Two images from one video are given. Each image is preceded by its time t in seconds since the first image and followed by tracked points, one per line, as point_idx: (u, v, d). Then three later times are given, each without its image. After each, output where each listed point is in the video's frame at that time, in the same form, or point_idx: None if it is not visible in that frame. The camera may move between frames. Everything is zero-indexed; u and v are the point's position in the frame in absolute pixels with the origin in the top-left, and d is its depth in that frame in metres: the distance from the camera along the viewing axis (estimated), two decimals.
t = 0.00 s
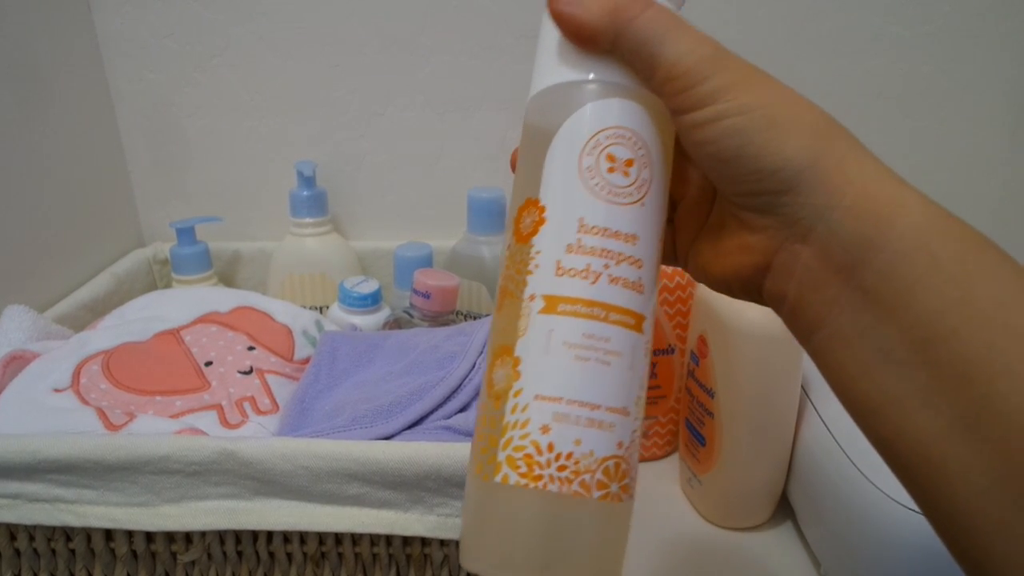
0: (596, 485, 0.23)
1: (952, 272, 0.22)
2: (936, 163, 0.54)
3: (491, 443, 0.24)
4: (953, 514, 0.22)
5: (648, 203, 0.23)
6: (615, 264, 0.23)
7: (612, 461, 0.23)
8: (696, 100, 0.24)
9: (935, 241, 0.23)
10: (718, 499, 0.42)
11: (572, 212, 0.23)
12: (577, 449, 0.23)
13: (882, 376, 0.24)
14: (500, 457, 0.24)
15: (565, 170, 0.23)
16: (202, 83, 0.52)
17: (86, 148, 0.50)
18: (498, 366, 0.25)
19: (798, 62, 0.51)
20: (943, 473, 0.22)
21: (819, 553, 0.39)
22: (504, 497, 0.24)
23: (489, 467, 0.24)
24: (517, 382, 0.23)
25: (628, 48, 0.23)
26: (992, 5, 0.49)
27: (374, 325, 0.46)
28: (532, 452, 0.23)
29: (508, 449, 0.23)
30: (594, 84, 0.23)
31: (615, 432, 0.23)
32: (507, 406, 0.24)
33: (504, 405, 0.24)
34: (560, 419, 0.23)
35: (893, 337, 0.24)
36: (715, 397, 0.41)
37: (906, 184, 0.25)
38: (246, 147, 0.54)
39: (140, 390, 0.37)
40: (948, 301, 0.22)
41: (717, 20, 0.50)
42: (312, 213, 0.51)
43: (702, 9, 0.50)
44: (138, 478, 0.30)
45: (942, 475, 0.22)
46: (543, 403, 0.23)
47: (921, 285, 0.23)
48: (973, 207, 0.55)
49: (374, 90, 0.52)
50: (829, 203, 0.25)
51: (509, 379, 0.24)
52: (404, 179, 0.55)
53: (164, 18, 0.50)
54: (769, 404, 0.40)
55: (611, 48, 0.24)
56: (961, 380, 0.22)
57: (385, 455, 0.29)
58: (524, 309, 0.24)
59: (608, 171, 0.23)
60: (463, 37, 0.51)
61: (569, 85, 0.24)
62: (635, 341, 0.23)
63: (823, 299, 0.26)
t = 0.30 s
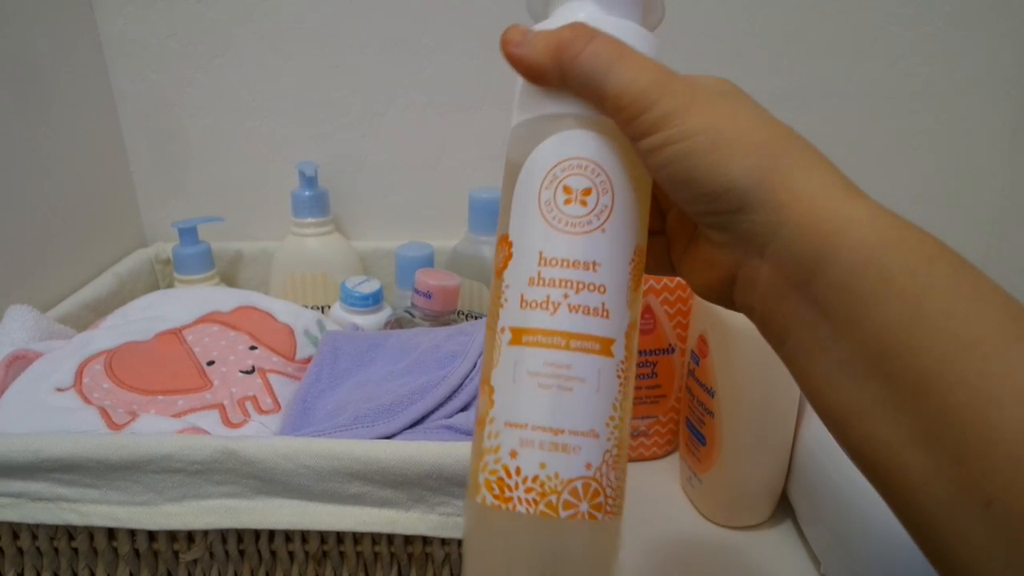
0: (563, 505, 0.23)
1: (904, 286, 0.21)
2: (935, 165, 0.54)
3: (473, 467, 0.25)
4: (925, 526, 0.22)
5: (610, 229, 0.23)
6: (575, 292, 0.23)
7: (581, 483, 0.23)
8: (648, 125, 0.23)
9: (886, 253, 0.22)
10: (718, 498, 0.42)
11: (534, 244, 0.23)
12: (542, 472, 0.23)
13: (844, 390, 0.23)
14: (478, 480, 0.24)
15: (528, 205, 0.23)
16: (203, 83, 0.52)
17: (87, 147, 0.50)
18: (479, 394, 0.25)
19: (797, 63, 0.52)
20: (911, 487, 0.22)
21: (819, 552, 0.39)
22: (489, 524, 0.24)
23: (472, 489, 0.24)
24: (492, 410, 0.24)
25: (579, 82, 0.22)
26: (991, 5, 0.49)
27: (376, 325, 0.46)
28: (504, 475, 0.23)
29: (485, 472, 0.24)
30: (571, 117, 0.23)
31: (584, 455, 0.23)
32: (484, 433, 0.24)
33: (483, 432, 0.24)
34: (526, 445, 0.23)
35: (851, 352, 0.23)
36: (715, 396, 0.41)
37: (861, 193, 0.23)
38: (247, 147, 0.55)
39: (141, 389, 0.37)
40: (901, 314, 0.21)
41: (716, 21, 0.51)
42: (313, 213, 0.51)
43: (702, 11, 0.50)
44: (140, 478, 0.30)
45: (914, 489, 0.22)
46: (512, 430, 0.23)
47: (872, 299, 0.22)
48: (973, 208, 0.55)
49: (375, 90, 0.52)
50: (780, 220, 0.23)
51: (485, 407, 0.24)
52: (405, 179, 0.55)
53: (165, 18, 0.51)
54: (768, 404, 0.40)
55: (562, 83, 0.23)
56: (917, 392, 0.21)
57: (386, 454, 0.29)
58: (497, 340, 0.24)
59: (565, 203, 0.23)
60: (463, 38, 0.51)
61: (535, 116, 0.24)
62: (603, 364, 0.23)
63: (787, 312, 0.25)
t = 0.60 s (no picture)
0: (578, 521, 0.23)
1: (908, 302, 0.22)
2: (935, 165, 0.54)
3: (491, 480, 0.25)
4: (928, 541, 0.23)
5: (620, 244, 0.23)
6: (587, 308, 0.23)
7: (596, 497, 0.23)
8: (655, 136, 0.23)
9: (891, 270, 0.22)
10: (718, 498, 0.42)
11: (543, 261, 0.23)
12: (558, 488, 0.23)
13: (850, 408, 0.23)
14: (496, 494, 0.24)
15: (537, 222, 0.23)
16: (203, 84, 0.53)
17: (88, 147, 0.50)
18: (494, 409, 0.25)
19: (797, 63, 0.52)
20: (918, 502, 0.22)
21: (818, 551, 0.39)
22: (507, 535, 0.24)
23: (490, 502, 0.25)
24: (506, 426, 0.24)
25: (584, 93, 0.22)
26: (991, 5, 0.49)
27: (376, 325, 0.46)
28: (520, 491, 0.24)
29: (502, 487, 0.24)
30: (584, 133, 0.23)
31: (597, 471, 0.23)
32: (500, 449, 0.24)
33: (498, 447, 0.24)
34: (541, 461, 0.23)
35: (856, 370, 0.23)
36: (714, 396, 0.41)
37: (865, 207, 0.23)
38: (247, 147, 0.55)
39: (142, 389, 0.37)
40: (906, 333, 0.22)
41: (716, 21, 0.51)
42: (313, 213, 0.51)
43: (701, 11, 0.50)
44: (140, 477, 0.30)
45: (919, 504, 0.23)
46: (527, 446, 0.23)
47: (878, 317, 0.22)
48: (973, 208, 0.55)
49: (375, 91, 0.53)
50: (786, 236, 0.23)
51: (500, 423, 0.24)
52: (405, 179, 0.55)
53: (165, 18, 0.51)
54: (767, 404, 0.40)
55: (568, 95, 0.23)
56: (924, 412, 0.21)
57: (386, 454, 0.29)
58: (510, 357, 0.24)
59: (574, 219, 0.23)
60: (463, 38, 0.51)
61: (539, 134, 0.24)
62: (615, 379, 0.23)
63: (790, 329, 0.25)
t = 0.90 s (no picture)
0: (577, 513, 0.22)
1: (956, 297, 0.23)
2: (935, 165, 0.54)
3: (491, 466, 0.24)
4: (945, 540, 0.23)
5: (648, 239, 0.22)
6: (609, 298, 0.22)
7: (597, 491, 0.22)
8: (706, 119, 0.23)
9: (939, 268, 0.23)
10: (717, 498, 0.42)
11: (569, 250, 0.23)
12: (560, 477, 0.22)
13: (888, 405, 0.24)
14: (494, 479, 0.24)
15: (568, 210, 0.23)
16: (203, 84, 0.53)
17: (87, 147, 0.50)
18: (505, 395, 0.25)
19: (797, 63, 0.52)
20: (945, 501, 0.23)
21: (818, 551, 0.39)
22: (504, 525, 0.23)
23: (487, 488, 0.24)
24: (514, 410, 0.23)
25: (638, 74, 0.22)
26: (991, 5, 0.49)
27: (376, 325, 0.46)
28: (521, 477, 0.23)
29: (501, 472, 0.23)
30: (619, 124, 0.23)
31: (602, 463, 0.22)
32: (504, 433, 0.24)
33: (503, 432, 0.24)
34: (544, 448, 0.22)
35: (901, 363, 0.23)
36: (714, 396, 0.41)
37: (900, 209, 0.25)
38: (247, 147, 0.55)
39: (141, 389, 0.37)
40: (956, 328, 0.23)
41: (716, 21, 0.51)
42: (313, 213, 0.51)
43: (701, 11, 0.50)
44: (139, 478, 0.30)
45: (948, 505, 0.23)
46: (533, 431, 0.23)
47: (928, 312, 0.23)
48: (974, 208, 0.55)
49: (375, 91, 0.53)
50: (835, 223, 0.24)
51: (508, 407, 0.24)
52: (405, 179, 0.55)
53: (165, 19, 0.51)
54: (767, 404, 0.40)
55: (618, 79, 0.23)
56: (968, 407, 0.22)
57: (386, 454, 0.29)
58: (526, 342, 0.24)
59: (605, 210, 0.23)
60: (463, 38, 0.51)
61: (578, 127, 0.24)
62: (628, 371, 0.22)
63: (825, 322, 0.25)
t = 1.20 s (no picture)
0: (542, 502, 0.22)
1: (985, 303, 0.23)
2: (935, 165, 0.54)
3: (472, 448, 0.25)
4: (965, 546, 0.23)
5: (647, 233, 0.22)
6: (598, 290, 0.22)
7: (564, 482, 0.22)
8: (728, 110, 0.23)
9: (968, 273, 0.23)
10: (717, 498, 0.42)
11: (566, 238, 0.23)
12: (528, 464, 0.22)
13: (912, 410, 0.24)
14: (470, 460, 0.24)
15: (570, 198, 0.24)
16: (203, 84, 0.53)
17: (87, 148, 0.50)
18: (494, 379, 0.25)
19: (797, 64, 0.52)
20: (969, 509, 0.23)
21: (818, 551, 0.39)
22: (477, 509, 0.23)
23: (465, 469, 0.24)
24: (496, 394, 0.24)
25: (657, 64, 0.22)
26: (991, 5, 0.49)
27: (376, 325, 0.46)
28: (492, 460, 0.23)
29: (477, 454, 0.24)
30: (634, 116, 0.23)
31: (572, 456, 0.22)
32: (485, 416, 0.24)
33: (484, 415, 0.24)
34: (518, 433, 0.22)
35: (926, 367, 0.24)
36: (714, 396, 0.41)
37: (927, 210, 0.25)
38: (246, 147, 0.55)
39: (141, 389, 0.37)
40: (985, 333, 0.23)
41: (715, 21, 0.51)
42: (313, 213, 0.51)
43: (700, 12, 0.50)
44: (139, 478, 0.30)
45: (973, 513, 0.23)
46: (510, 416, 0.23)
47: (957, 317, 0.23)
48: (973, 208, 0.55)
49: (375, 91, 0.53)
50: (861, 217, 0.24)
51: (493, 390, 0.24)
52: (405, 179, 0.55)
53: (166, 19, 0.51)
54: (768, 404, 0.40)
55: (637, 69, 0.23)
56: (999, 414, 0.22)
57: (386, 454, 0.29)
58: (517, 327, 0.24)
59: (605, 201, 0.23)
60: (463, 39, 0.51)
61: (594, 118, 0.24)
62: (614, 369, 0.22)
63: (847, 321, 0.25)
